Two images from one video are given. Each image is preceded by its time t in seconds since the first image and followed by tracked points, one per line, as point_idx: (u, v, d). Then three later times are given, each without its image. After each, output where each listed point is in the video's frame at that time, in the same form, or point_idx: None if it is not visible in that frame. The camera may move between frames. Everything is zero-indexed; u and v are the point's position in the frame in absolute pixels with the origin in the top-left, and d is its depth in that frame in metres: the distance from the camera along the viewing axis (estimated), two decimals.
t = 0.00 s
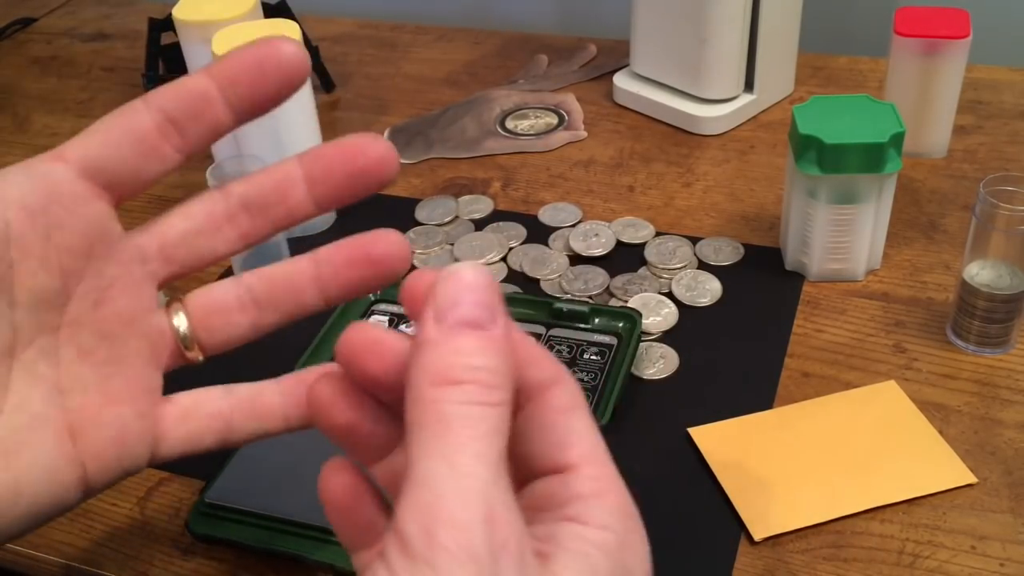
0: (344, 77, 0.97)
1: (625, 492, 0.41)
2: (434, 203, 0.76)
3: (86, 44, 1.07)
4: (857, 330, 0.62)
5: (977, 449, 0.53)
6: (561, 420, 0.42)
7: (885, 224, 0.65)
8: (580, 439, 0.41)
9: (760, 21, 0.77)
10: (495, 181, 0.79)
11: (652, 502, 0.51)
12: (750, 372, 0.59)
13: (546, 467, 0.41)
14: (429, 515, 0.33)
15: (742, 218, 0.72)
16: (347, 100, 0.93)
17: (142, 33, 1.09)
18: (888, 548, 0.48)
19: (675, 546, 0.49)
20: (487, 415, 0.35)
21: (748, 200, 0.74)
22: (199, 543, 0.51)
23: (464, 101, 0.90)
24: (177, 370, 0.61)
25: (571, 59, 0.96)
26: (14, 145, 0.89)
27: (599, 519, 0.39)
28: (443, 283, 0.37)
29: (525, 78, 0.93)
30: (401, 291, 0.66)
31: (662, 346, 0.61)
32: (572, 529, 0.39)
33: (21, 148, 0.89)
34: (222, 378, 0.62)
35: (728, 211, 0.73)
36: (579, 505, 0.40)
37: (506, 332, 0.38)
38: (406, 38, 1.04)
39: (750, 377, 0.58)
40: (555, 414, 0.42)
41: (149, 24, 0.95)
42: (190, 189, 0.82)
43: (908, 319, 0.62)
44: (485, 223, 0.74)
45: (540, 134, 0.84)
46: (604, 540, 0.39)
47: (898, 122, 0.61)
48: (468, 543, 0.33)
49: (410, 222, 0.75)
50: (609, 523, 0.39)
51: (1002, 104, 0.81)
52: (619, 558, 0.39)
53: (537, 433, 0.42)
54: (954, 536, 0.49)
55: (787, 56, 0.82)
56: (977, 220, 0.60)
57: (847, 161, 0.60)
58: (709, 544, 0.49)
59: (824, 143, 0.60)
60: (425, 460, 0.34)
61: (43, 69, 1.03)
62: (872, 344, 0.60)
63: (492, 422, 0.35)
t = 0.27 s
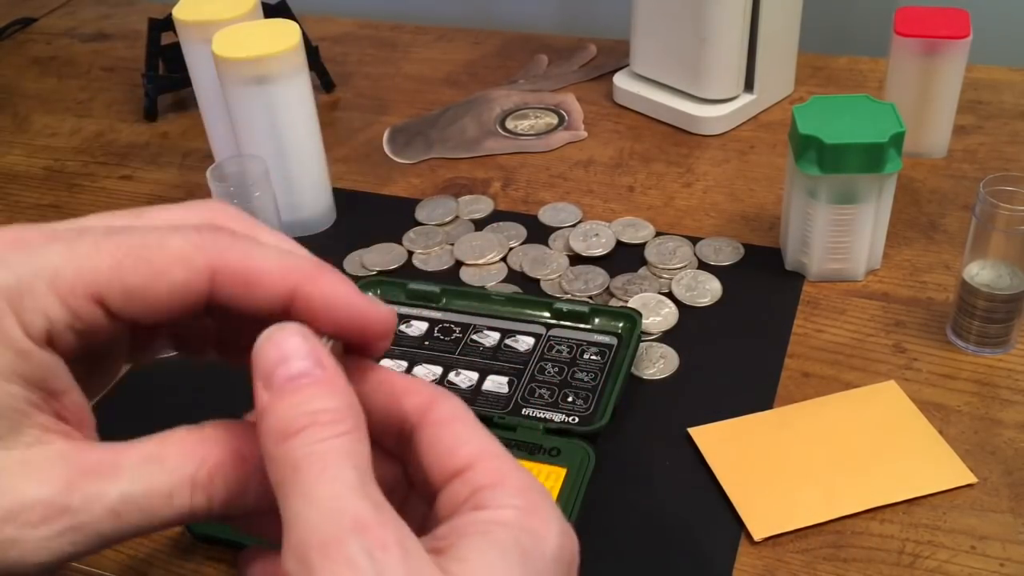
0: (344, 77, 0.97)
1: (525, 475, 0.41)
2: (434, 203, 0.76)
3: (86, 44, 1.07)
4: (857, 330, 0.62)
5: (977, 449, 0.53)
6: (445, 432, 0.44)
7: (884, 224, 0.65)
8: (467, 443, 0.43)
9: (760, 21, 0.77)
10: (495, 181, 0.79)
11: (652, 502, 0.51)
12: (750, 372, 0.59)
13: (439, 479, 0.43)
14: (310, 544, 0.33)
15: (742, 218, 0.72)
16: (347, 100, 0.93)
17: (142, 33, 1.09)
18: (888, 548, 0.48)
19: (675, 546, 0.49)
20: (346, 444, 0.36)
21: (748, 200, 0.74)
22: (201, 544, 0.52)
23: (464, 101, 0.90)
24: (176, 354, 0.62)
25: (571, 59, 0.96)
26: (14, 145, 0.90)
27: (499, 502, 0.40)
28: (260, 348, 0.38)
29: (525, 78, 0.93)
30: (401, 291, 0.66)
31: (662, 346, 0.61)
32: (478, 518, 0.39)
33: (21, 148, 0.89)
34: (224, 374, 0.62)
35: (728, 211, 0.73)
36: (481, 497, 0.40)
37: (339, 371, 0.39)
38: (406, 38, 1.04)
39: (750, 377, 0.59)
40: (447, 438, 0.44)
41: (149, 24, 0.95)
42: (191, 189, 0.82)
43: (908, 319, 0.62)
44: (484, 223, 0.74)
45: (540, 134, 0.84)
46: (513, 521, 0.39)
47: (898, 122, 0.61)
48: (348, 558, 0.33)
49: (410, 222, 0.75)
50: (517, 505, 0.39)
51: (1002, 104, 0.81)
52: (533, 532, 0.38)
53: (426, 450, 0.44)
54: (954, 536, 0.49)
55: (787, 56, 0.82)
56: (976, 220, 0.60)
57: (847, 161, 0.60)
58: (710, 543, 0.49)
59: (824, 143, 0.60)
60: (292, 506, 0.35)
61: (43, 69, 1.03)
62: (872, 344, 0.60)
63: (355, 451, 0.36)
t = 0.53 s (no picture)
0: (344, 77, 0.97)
1: (528, 478, 0.42)
2: (434, 203, 0.76)
3: (86, 44, 1.07)
4: (857, 330, 0.62)
5: (977, 449, 0.53)
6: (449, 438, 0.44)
7: (884, 224, 0.65)
8: (469, 448, 0.43)
9: (760, 21, 0.77)
10: (495, 181, 0.79)
11: (652, 502, 0.51)
12: (750, 372, 0.59)
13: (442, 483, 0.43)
14: (313, 538, 0.33)
15: (742, 218, 0.72)
16: (347, 100, 0.93)
17: (142, 33, 1.09)
18: (889, 548, 0.48)
19: (676, 546, 0.49)
20: (349, 446, 0.36)
21: (748, 200, 0.74)
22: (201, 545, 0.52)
23: (464, 101, 0.90)
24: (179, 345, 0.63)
25: (571, 59, 0.96)
26: (14, 145, 0.90)
27: (504, 501, 0.40)
28: (266, 353, 0.38)
29: (525, 78, 0.93)
30: (401, 290, 0.66)
31: (662, 346, 0.61)
32: (483, 517, 0.39)
33: (21, 148, 0.89)
34: (225, 374, 0.62)
35: (728, 211, 0.73)
36: (487, 498, 0.40)
37: (343, 376, 0.39)
38: (406, 38, 1.04)
39: (750, 376, 0.59)
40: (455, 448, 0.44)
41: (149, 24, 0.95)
42: (191, 189, 0.82)
43: (908, 319, 0.62)
44: (484, 223, 0.74)
45: (540, 134, 0.84)
46: (518, 521, 0.39)
47: (898, 122, 0.61)
48: (352, 556, 0.33)
49: (410, 222, 0.75)
50: (522, 506, 0.40)
51: (1002, 104, 0.81)
52: (537, 532, 0.38)
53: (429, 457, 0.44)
54: (954, 536, 0.49)
55: (787, 56, 0.82)
56: (976, 220, 0.60)
57: (847, 161, 0.60)
58: (711, 543, 0.49)
59: (824, 143, 0.60)
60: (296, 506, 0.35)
61: (43, 69, 1.03)
62: (872, 344, 0.60)
63: (359, 452, 0.36)
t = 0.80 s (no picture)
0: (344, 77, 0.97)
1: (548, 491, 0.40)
2: (434, 203, 0.76)
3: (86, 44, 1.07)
4: (857, 330, 0.62)
5: (977, 449, 0.53)
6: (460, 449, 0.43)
7: (885, 225, 0.65)
8: (486, 454, 0.42)
9: (760, 21, 0.77)
10: (495, 181, 0.79)
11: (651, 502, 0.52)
12: (750, 372, 0.59)
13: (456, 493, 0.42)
14: (326, 541, 0.33)
15: (742, 218, 0.72)
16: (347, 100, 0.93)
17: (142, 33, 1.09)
18: (889, 548, 0.48)
19: (675, 546, 0.49)
20: (371, 457, 0.36)
21: (748, 200, 0.74)
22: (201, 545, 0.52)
23: (464, 101, 0.90)
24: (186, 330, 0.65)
25: (571, 59, 0.96)
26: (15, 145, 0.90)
27: (516, 509, 0.39)
28: (306, 372, 0.39)
29: (525, 78, 0.93)
30: (401, 290, 0.66)
31: (662, 346, 0.61)
32: (492, 524, 0.38)
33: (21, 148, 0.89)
34: (225, 373, 0.63)
35: (728, 211, 0.73)
36: (498, 502, 0.39)
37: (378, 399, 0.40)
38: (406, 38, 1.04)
39: (750, 376, 0.59)
40: (469, 446, 0.42)
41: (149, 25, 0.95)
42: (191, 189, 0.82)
43: (908, 319, 0.62)
44: (484, 223, 0.74)
45: (540, 134, 0.84)
46: (529, 528, 0.38)
47: (898, 122, 0.61)
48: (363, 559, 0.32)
49: (410, 222, 0.75)
50: (531, 510, 0.38)
51: (1002, 104, 0.81)
52: (546, 538, 0.38)
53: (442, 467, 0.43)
54: (954, 536, 0.49)
55: (786, 56, 0.82)
56: (976, 220, 0.60)
57: (847, 161, 0.60)
58: (710, 543, 0.49)
59: (824, 143, 0.60)
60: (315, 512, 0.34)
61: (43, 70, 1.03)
62: (872, 344, 0.60)
63: (380, 463, 0.36)
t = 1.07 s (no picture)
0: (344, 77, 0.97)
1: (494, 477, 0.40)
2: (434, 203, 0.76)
3: (86, 44, 1.07)
4: (857, 330, 0.62)
5: (977, 449, 0.53)
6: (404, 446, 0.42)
7: (884, 225, 0.65)
8: (430, 448, 0.41)
9: (761, 20, 0.77)
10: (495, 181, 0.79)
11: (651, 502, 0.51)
12: (750, 372, 0.59)
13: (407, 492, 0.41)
14: (267, 557, 0.33)
15: (742, 218, 0.72)
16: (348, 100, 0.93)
17: (142, 33, 1.09)
18: (889, 548, 0.48)
19: (675, 546, 0.49)
20: (313, 469, 0.36)
21: (748, 200, 0.74)
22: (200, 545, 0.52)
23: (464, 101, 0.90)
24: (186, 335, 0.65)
25: (572, 59, 0.96)
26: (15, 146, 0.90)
27: (458, 498, 0.38)
28: (247, 394, 0.39)
29: (525, 78, 0.93)
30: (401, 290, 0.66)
31: (662, 346, 0.61)
32: (434, 515, 0.37)
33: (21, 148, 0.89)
34: (224, 374, 0.63)
35: (728, 211, 0.73)
36: (442, 494, 0.38)
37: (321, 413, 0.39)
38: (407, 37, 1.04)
39: (750, 376, 0.59)
40: (416, 444, 0.41)
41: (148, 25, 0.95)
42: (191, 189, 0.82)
43: (908, 319, 0.62)
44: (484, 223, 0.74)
45: (541, 134, 0.84)
46: (472, 516, 0.37)
47: (898, 122, 0.61)
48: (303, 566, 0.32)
49: (410, 221, 0.75)
50: (475, 499, 0.38)
51: (1002, 104, 0.81)
52: (492, 524, 0.37)
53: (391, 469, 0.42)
54: (953, 536, 0.49)
55: (787, 55, 0.82)
56: (976, 220, 0.60)
57: (847, 161, 0.60)
58: (710, 543, 0.49)
59: (824, 143, 0.60)
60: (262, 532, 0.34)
61: (43, 70, 1.03)
62: (872, 344, 0.60)
63: (323, 475, 0.36)
